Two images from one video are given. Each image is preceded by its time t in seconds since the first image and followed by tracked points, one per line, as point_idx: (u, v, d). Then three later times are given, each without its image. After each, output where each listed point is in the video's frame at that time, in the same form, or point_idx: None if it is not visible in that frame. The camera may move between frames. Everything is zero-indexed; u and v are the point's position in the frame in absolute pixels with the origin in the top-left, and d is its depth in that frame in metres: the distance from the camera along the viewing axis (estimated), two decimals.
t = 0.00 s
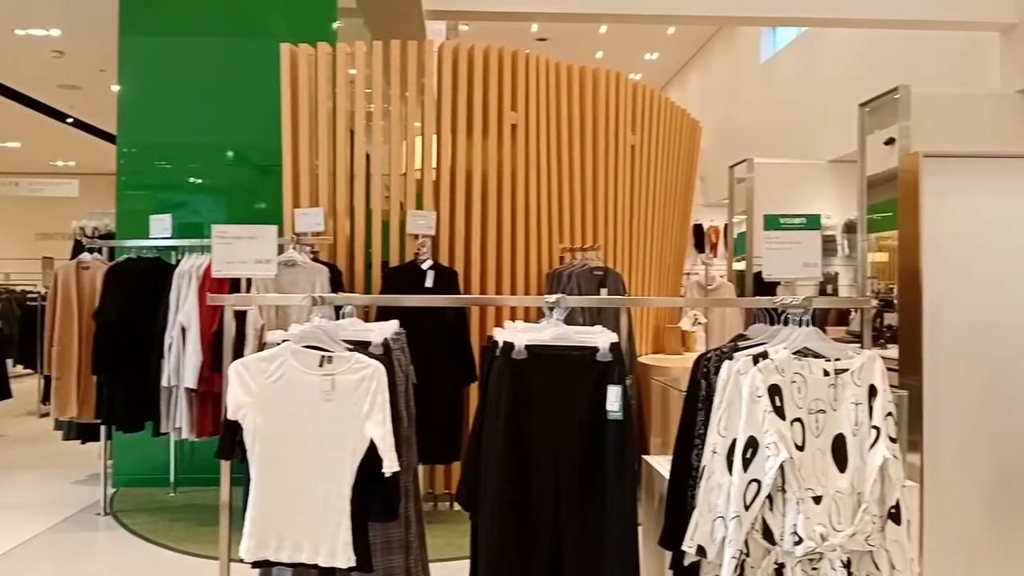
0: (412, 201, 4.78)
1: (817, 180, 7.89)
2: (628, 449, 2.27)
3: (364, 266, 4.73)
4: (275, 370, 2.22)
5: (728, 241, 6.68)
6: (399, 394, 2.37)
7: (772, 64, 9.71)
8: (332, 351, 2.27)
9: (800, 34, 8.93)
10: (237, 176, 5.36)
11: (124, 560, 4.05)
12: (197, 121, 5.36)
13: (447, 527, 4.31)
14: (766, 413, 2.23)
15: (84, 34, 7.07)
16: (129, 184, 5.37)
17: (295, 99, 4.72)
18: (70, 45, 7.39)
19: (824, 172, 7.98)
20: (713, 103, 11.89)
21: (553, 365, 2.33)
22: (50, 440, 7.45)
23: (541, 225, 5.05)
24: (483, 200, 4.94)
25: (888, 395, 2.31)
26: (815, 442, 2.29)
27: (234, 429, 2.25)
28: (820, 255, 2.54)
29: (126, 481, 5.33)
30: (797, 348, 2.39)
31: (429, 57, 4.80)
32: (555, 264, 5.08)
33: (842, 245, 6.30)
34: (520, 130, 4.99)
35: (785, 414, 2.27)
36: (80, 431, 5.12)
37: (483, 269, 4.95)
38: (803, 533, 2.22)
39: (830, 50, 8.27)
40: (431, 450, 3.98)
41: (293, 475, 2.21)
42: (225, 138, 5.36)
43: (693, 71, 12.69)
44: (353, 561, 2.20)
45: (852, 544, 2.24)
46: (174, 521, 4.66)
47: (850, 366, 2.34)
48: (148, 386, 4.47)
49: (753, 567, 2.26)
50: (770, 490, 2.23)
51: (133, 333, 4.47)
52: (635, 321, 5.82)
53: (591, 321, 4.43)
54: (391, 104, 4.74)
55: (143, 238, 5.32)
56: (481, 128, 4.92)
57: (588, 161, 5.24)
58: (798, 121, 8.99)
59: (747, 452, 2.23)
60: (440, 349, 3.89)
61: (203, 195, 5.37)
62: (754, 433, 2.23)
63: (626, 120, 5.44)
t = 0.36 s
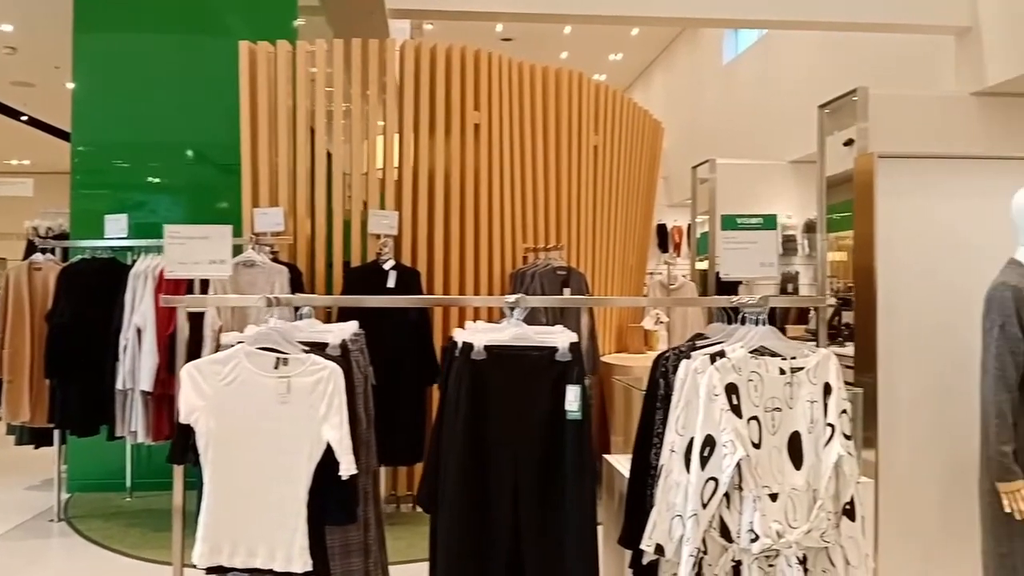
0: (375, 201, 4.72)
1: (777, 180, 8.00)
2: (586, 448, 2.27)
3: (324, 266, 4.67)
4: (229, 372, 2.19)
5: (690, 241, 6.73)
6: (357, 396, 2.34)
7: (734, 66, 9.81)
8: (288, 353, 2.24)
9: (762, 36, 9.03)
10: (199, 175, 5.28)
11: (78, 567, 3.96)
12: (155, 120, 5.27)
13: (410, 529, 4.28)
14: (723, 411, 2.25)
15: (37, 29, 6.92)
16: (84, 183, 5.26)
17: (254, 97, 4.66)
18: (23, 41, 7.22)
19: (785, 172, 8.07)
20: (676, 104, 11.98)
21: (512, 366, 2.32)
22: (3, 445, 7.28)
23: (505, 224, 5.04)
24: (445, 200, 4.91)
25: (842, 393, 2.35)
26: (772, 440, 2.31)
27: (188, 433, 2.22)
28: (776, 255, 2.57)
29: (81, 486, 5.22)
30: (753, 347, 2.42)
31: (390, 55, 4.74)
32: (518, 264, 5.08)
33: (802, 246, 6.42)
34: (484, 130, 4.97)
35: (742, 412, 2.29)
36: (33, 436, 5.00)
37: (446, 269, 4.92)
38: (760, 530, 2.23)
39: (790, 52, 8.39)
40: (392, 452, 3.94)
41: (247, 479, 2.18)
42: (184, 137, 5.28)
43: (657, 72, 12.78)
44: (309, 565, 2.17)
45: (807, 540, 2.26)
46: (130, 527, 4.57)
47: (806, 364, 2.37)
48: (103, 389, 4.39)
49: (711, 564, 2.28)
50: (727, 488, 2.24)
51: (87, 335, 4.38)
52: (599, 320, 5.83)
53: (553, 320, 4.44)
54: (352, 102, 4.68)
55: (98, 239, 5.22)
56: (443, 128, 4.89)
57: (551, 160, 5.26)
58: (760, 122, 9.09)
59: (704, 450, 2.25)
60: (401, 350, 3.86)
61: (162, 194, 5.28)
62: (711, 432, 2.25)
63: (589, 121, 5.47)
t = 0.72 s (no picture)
0: (338, 197, 4.65)
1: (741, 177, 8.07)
2: (547, 445, 2.26)
3: (286, 263, 4.59)
4: (184, 372, 2.16)
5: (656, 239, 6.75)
6: (317, 395, 2.31)
7: (699, 64, 9.87)
8: (245, 352, 2.21)
9: (727, 35, 9.11)
10: (162, 172, 5.19)
11: (31, 571, 3.88)
12: (113, 114, 5.17)
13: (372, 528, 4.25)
14: (682, 406, 2.26)
15: None
16: (42, 179, 5.15)
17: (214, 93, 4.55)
18: None
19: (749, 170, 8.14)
20: (643, 102, 12.04)
21: (473, 363, 2.31)
22: None
23: (470, 222, 5.03)
24: (410, 198, 4.86)
25: (800, 388, 2.37)
26: (731, 435, 2.33)
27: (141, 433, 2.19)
28: (735, 252, 2.59)
29: (36, 489, 5.12)
30: (712, 343, 2.44)
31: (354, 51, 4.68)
32: (484, 261, 5.07)
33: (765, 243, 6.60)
34: (449, 127, 4.95)
35: (701, 408, 2.30)
36: None
37: (411, 267, 4.86)
38: (719, 524, 2.24)
39: (755, 51, 8.46)
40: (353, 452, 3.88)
41: (202, 480, 2.16)
42: (144, 132, 5.19)
43: (623, 71, 12.83)
44: (266, 567, 2.15)
45: (766, 534, 2.28)
46: (87, 529, 4.49)
47: (764, 360, 2.39)
48: (57, 390, 4.29)
49: (670, 558, 2.30)
50: (687, 483, 2.25)
51: (41, 334, 4.30)
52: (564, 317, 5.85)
53: (518, 317, 4.44)
54: (314, 98, 4.62)
55: (54, 236, 5.11)
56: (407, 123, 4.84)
57: (516, 158, 5.27)
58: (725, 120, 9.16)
59: (664, 446, 2.25)
60: (364, 348, 3.81)
61: (123, 190, 5.18)
62: (671, 427, 2.26)
63: (554, 119, 5.50)
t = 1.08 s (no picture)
0: (291, 193, 4.57)
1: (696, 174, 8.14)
2: (498, 443, 2.26)
3: (238, 262, 4.46)
4: (125, 372, 2.12)
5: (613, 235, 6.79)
6: (266, 395, 2.28)
7: (655, 61, 9.95)
8: (189, 351, 2.17)
9: (683, 32, 9.18)
10: (110, 167, 5.07)
11: None
12: (60, 108, 5.05)
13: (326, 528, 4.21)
14: (633, 402, 2.27)
15: None
16: None
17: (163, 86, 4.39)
18: None
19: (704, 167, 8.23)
20: (600, 99, 12.10)
21: (424, 360, 2.29)
22: None
23: (427, 218, 5.00)
24: (365, 193, 4.80)
25: (749, 382, 2.39)
26: (681, 429, 2.35)
27: (82, 435, 2.14)
28: (686, 247, 2.61)
29: None
30: (663, 338, 2.46)
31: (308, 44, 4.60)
32: (440, 258, 5.05)
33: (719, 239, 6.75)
34: (404, 122, 4.91)
35: (651, 402, 2.32)
36: None
37: (366, 264, 4.80)
38: (669, 519, 2.26)
39: (710, 49, 8.55)
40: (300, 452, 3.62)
41: (146, 483, 2.12)
42: (93, 126, 5.07)
43: (581, 68, 12.87)
44: (212, 570, 2.12)
45: (715, 527, 2.30)
46: (31, 533, 4.38)
47: (713, 354, 2.41)
48: None
49: (621, 553, 2.31)
50: (638, 478, 2.26)
51: None
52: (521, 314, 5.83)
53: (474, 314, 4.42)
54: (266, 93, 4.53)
55: None
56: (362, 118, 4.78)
57: (472, 153, 5.26)
58: (681, 117, 9.24)
59: (615, 441, 2.26)
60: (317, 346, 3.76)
61: (73, 186, 5.07)
62: (622, 423, 2.27)
63: (508, 115, 5.51)
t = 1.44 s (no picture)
0: (224, 186, 4.45)
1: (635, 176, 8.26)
2: (429, 441, 2.24)
3: (167, 256, 4.34)
4: (40, 370, 2.04)
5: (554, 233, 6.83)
6: (190, 393, 2.22)
7: (596, 62, 10.03)
8: (108, 347, 2.11)
9: (624, 33, 9.28)
10: (37, 157, 4.73)
11: None
12: None
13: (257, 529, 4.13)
14: (565, 398, 2.28)
15: None
16: None
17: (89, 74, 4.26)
18: None
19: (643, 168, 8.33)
20: (542, 98, 12.16)
21: (354, 357, 2.26)
22: None
23: (364, 213, 4.93)
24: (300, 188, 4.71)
25: (679, 378, 2.43)
26: (612, 425, 2.37)
27: None
28: (619, 245, 2.64)
29: None
30: (595, 335, 2.47)
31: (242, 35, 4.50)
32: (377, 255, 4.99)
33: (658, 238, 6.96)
34: (340, 116, 4.85)
35: (583, 399, 2.33)
36: None
37: (301, 260, 4.71)
38: (599, 514, 2.27)
39: (649, 51, 8.65)
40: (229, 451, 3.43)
41: (61, 484, 2.05)
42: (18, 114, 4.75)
43: (523, 66, 12.92)
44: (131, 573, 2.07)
45: (645, 521, 2.32)
46: None
47: (644, 351, 2.43)
48: None
49: (552, 549, 2.31)
50: (569, 474, 2.27)
51: None
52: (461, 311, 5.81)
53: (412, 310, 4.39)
54: (198, 83, 4.41)
55: None
56: (298, 111, 4.69)
57: (411, 150, 5.21)
58: (621, 118, 9.34)
59: (547, 437, 2.27)
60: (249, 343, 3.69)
61: None
62: (554, 419, 2.28)
63: (449, 112, 5.48)
